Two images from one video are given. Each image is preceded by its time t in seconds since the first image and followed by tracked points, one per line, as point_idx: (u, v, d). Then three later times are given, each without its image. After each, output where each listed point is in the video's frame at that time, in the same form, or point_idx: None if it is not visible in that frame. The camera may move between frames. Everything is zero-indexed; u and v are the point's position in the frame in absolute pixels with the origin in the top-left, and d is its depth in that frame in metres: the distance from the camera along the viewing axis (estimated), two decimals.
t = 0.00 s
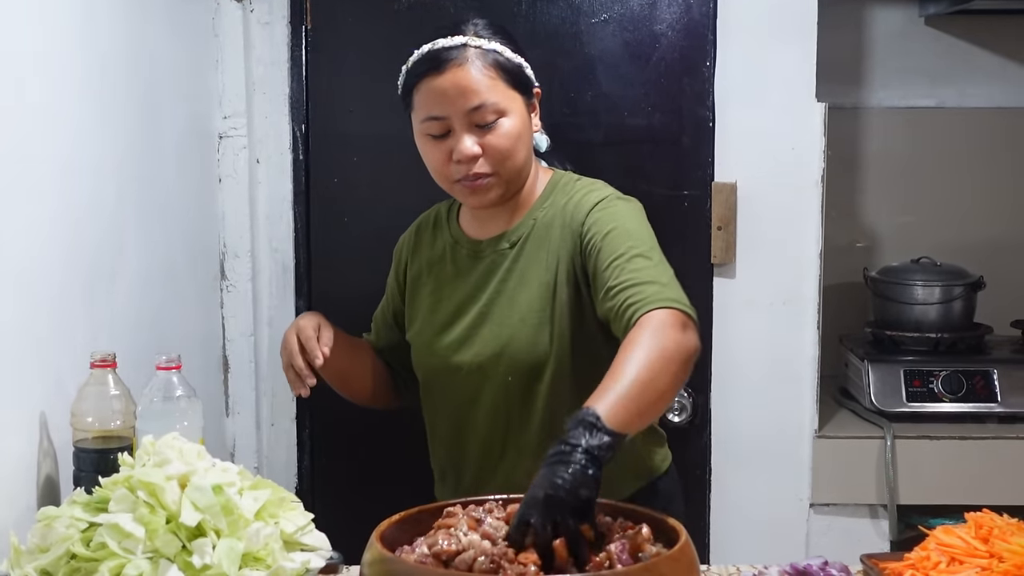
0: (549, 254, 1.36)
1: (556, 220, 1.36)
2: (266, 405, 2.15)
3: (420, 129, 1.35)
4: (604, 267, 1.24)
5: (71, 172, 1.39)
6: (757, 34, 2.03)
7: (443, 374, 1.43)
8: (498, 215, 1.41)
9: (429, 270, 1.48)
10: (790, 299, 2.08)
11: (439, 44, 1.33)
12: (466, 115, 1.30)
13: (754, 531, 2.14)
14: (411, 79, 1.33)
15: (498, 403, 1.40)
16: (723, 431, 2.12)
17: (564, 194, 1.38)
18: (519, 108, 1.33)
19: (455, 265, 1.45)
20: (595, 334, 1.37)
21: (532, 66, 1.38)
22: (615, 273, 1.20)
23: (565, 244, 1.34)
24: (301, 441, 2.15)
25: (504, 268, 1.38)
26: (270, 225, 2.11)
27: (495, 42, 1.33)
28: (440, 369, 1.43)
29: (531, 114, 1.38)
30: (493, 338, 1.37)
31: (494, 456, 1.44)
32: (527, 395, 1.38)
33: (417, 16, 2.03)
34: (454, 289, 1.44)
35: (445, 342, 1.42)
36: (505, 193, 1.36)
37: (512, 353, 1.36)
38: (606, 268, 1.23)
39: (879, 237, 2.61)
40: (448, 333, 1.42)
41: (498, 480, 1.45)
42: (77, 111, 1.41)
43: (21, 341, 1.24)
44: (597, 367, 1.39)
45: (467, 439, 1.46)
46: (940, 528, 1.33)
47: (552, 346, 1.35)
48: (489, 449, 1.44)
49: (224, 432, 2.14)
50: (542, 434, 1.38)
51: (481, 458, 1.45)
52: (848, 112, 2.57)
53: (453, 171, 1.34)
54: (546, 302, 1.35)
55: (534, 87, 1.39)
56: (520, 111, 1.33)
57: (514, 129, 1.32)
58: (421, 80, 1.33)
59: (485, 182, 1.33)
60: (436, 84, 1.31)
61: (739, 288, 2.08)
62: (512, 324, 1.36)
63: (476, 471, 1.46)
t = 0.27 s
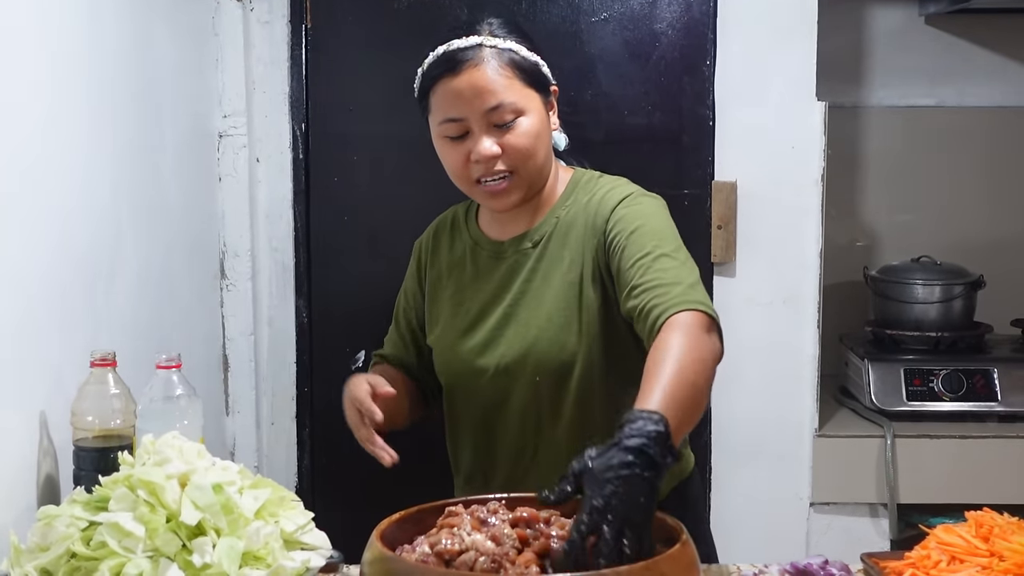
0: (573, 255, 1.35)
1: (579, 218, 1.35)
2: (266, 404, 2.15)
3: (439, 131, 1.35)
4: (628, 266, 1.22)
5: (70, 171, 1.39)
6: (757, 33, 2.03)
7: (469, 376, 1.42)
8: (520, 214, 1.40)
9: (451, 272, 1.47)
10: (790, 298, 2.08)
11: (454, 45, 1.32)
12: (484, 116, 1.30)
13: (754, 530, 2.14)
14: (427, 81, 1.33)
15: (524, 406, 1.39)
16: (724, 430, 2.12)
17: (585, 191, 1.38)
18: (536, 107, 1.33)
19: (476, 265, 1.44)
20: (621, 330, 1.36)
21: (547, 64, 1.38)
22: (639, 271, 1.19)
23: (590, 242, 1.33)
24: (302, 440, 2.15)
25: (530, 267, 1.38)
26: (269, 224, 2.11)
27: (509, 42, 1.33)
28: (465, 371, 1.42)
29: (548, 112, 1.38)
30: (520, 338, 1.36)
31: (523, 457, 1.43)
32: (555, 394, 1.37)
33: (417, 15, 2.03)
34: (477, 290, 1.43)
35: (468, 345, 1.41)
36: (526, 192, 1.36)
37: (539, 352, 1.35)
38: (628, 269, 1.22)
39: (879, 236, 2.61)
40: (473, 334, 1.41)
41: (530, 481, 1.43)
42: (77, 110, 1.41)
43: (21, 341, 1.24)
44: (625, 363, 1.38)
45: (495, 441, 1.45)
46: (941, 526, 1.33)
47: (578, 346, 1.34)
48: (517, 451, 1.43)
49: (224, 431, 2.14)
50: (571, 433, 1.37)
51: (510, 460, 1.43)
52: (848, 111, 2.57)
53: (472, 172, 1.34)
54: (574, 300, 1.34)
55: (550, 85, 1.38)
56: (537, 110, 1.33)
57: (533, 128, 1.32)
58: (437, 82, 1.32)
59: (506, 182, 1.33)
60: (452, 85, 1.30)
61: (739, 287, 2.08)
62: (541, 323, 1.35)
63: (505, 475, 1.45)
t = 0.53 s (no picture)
0: (578, 259, 1.35)
1: (588, 220, 1.36)
2: (267, 404, 2.15)
3: (447, 134, 1.34)
4: (631, 272, 1.23)
5: (70, 171, 1.39)
6: (757, 32, 2.03)
7: (479, 379, 1.42)
8: (529, 217, 1.40)
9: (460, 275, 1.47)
10: (790, 297, 2.08)
11: (462, 47, 1.32)
12: (492, 118, 1.29)
13: (755, 530, 2.14)
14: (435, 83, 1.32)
15: (532, 409, 1.40)
16: (724, 429, 2.12)
17: (593, 191, 1.39)
18: (545, 110, 1.32)
19: (484, 269, 1.44)
20: (630, 331, 1.37)
21: (555, 65, 1.37)
22: (641, 281, 1.20)
23: (596, 244, 1.34)
24: (302, 440, 2.15)
25: (537, 270, 1.38)
26: (270, 223, 2.11)
27: (518, 43, 1.32)
28: (476, 375, 1.42)
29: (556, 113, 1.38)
30: (529, 340, 1.36)
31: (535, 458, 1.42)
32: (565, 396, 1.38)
33: (417, 14, 2.03)
34: (485, 294, 1.43)
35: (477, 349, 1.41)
36: (534, 194, 1.36)
37: (549, 354, 1.36)
38: (630, 277, 1.23)
39: (879, 236, 2.61)
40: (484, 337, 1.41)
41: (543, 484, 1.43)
42: (77, 110, 1.41)
43: (21, 341, 1.24)
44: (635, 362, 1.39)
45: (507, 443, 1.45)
46: (941, 526, 1.33)
47: (587, 348, 1.35)
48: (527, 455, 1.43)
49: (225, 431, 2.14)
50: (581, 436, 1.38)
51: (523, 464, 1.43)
52: (848, 111, 2.57)
53: (481, 174, 1.34)
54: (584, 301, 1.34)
55: (558, 86, 1.38)
56: (546, 112, 1.32)
57: (542, 130, 1.31)
58: (445, 84, 1.32)
59: (515, 185, 1.33)
60: (461, 87, 1.30)
61: (739, 286, 2.08)
62: (551, 325, 1.35)
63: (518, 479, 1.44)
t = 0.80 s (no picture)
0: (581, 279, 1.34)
1: (594, 238, 1.34)
2: (268, 404, 2.15)
3: (458, 127, 1.33)
4: (638, 298, 1.22)
5: (70, 171, 1.39)
6: (757, 31, 2.03)
7: (480, 386, 1.42)
8: (536, 224, 1.40)
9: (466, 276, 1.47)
10: (791, 296, 2.08)
11: (482, 41, 1.31)
12: (504, 116, 1.28)
13: (756, 529, 2.14)
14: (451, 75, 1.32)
15: (532, 426, 1.39)
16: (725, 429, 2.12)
17: (603, 209, 1.36)
18: (559, 113, 1.31)
19: (490, 274, 1.44)
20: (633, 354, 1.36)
21: (575, 70, 1.36)
22: (647, 311, 1.18)
23: (601, 267, 1.32)
24: (303, 440, 2.15)
25: (541, 285, 1.38)
26: (270, 223, 2.11)
27: (539, 43, 1.31)
28: (477, 381, 1.42)
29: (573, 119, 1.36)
30: (532, 355, 1.36)
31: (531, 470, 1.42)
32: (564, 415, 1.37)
33: (417, 14, 2.02)
34: (489, 302, 1.43)
35: (482, 357, 1.41)
36: (541, 200, 1.34)
37: (549, 373, 1.35)
38: (636, 304, 1.22)
39: (880, 235, 2.61)
40: (488, 346, 1.41)
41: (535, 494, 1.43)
42: (77, 109, 1.41)
43: (21, 341, 1.24)
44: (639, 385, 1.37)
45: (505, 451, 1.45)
46: (940, 525, 1.33)
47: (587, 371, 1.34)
48: (521, 468, 1.42)
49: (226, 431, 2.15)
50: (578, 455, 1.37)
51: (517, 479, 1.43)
52: (849, 109, 2.56)
53: (488, 173, 1.32)
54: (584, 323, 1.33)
55: (578, 93, 1.37)
56: (561, 116, 1.31)
57: (553, 133, 1.30)
58: (461, 77, 1.31)
59: (521, 187, 1.32)
60: (475, 82, 1.29)
61: (739, 286, 2.08)
62: (549, 344, 1.35)
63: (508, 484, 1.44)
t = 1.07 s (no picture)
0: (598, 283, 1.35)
1: (608, 242, 1.35)
2: (269, 404, 2.15)
3: (473, 127, 1.32)
4: (651, 301, 1.23)
5: (72, 172, 1.39)
6: (758, 31, 2.03)
7: (491, 390, 1.43)
8: (548, 228, 1.39)
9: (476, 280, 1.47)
10: (792, 296, 2.08)
11: (501, 41, 1.31)
12: (520, 118, 1.28)
13: (757, 529, 2.14)
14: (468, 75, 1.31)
15: (546, 429, 1.40)
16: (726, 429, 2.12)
17: (616, 213, 1.37)
18: (577, 118, 1.30)
19: (501, 276, 1.44)
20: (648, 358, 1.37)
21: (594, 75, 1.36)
22: (661, 310, 1.19)
23: (615, 273, 1.33)
24: (305, 440, 2.15)
25: (555, 288, 1.38)
26: (272, 223, 2.11)
27: (559, 46, 1.31)
28: (489, 385, 1.43)
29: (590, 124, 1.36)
30: (546, 361, 1.37)
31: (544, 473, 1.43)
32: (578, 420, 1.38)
33: (418, 14, 2.03)
34: (501, 305, 1.42)
35: (495, 360, 1.41)
36: (553, 204, 1.34)
37: (564, 379, 1.36)
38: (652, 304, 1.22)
39: (881, 234, 2.61)
40: (499, 351, 1.41)
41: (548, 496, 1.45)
42: (78, 109, 1.41)
43: (22, 342, 1.24)
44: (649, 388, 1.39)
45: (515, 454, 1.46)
46: (942, 525, 1.33)
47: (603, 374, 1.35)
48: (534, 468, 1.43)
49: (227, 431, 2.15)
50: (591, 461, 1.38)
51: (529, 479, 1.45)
52: (850, 109, 2.56)
53: (501, 175, 1.32)
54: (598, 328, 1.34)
55: (597, 98, 1.36)
56: (578, 121, 1.31)
57: (570, 138, 1.29)
58: (478, 77, 1.30)
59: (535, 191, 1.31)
60: (493, 83, 1.28)
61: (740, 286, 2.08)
62: (564, 350, 1.36)
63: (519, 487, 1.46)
